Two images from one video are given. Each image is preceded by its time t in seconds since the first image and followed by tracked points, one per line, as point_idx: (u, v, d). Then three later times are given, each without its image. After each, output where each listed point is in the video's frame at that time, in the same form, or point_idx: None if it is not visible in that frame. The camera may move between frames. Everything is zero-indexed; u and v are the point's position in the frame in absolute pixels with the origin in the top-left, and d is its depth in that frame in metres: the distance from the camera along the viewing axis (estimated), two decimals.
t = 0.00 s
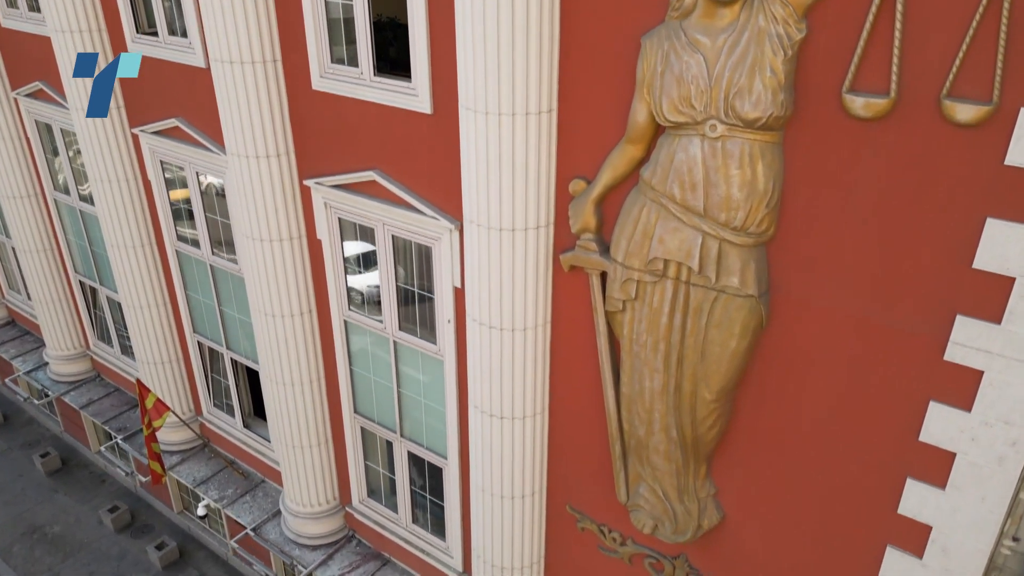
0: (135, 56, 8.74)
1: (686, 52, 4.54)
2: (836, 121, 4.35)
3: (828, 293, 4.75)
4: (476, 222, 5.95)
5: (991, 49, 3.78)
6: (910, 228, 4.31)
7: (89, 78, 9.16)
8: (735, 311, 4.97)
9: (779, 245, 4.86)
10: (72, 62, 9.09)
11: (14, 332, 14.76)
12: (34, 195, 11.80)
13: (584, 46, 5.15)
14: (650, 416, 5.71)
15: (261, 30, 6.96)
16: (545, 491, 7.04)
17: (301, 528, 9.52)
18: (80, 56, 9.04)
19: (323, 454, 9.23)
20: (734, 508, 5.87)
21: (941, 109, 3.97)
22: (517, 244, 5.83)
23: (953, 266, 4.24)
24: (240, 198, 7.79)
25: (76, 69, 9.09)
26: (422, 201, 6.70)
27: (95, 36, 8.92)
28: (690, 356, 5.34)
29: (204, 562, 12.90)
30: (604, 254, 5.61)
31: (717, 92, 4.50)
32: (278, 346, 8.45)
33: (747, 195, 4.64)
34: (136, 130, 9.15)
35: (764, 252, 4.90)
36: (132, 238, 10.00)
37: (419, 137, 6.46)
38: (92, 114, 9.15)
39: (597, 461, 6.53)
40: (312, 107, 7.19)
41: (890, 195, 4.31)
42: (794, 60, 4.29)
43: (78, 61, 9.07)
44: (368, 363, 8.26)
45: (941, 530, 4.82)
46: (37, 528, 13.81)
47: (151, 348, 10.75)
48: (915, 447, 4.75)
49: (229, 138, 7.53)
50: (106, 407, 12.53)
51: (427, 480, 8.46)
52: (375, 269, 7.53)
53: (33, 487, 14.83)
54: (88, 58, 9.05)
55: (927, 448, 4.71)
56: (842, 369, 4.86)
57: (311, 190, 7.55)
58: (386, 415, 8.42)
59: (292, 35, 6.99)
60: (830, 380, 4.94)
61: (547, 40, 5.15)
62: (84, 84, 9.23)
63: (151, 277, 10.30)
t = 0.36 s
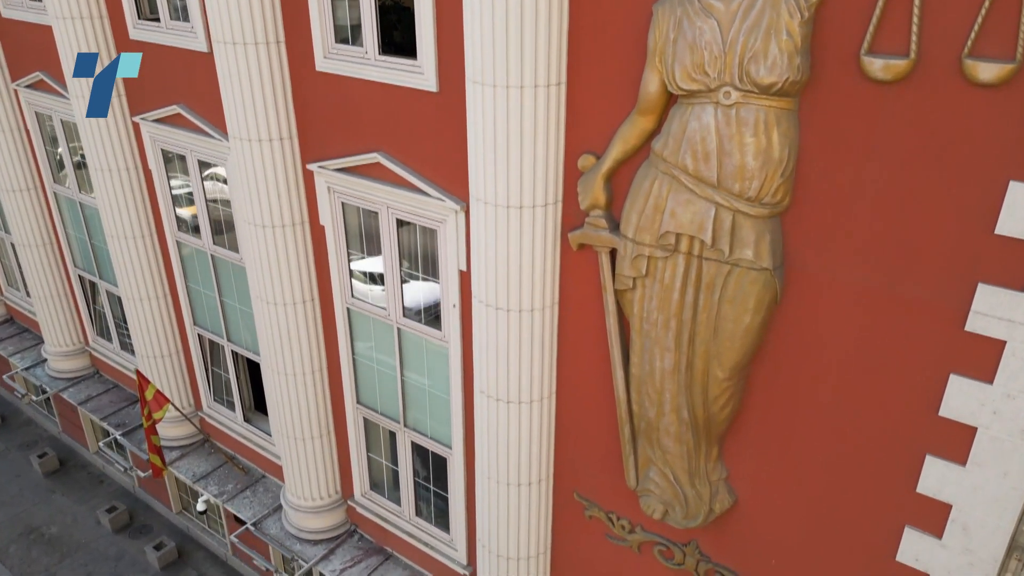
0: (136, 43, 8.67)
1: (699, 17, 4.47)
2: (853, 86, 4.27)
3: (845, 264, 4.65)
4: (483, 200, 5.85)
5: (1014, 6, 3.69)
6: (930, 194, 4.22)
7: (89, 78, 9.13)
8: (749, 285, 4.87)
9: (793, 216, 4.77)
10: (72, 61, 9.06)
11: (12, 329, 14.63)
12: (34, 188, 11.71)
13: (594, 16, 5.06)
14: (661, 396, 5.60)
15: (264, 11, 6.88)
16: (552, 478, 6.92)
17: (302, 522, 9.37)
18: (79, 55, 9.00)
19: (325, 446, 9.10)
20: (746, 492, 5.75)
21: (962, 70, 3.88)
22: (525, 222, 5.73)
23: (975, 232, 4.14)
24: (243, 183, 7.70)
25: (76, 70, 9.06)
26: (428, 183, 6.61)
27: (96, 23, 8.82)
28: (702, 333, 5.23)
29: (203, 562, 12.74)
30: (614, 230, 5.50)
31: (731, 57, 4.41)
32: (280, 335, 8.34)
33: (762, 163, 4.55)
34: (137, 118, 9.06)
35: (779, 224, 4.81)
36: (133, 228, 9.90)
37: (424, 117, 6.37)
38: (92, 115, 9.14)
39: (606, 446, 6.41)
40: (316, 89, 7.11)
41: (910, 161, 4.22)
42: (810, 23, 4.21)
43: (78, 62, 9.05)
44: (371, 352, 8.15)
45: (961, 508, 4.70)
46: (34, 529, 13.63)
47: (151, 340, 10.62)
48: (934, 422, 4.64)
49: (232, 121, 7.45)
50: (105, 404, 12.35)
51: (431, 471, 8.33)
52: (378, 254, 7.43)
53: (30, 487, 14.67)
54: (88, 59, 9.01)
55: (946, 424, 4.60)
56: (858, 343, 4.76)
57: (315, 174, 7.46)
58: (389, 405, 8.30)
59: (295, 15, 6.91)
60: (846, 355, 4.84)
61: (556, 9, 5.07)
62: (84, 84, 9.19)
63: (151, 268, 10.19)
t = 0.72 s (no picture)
0: (140, 30, 8.60)
1: None
2: (873, 49, 4.20)
3: (863, 234, 4.56)
4: (493, 177, 5.76)
5: None
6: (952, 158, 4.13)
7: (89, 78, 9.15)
8: (765, 257, 4.77)
9: (811, 186, 4.68)
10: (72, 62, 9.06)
11: (12, 326, 14.51)
12: (35, 181, 11.63)
13: None
14: (673, 375, 5.50)
15: None
16: (561, 465, 6.81)
17: (305, 516, 9.23)
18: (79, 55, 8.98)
19: (328, 437, 8.97)
20: (761, 473, 5.63)
21: (986, 28, 3.80)
22: (535, 198, 5.64)
23: (999, 196, 4.05)
24: (247, 167, 7.62)
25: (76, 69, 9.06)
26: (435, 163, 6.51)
27: (99, 10, 8.74)
28: (717, 309, 5.12)
29: (203, 562, 12.57)
30: (626, 206, 5.41)
31: (748, 21, 4.34)
32: (283, 324, 8.24)
33: (780, 130, 4.46)
34: (140, 106, 8.99)
35: (796, 194, 4.72)
36: (135, 219, 9.81)
37: (432, 95, 6.29)
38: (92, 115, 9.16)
39: (616, 430, 6.29)
40: (322, 70, 7.03)
41: (932, 124, 4.14)
42: None
43: (78, 62, 9.03)
44: (376, 340, 8.04)
45: (985, 485, 4.58)
46: (31, 529, 13.46)
47: (152, 333, 10.51)
48: (956, 396, 4.53)
49: (237, 104, 7.37)
50: (104, 399, 12.23)
51: (436, 461, 8.21)
52: (384, 238, 7.33)
53: (28, 488, 14.51)
54: (88, 58, 8.99)
55: (968, 397, 4.49)
56: (878, 315, 4.66)
57: (320, 158, 7.37)
58: (393, 394, 8.19)
59: None
60: (864, 328, 4.74)
61: None
62: (84, 84, 9.20)
63: (153, 259, 10.10)
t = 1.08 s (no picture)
0: (145, 15, 8.54)
1: None
2: (897, 9, 4.13)
3: (886, 201, 4.48)
4: (505, 152, 5.68)
5: None
6: (978, 119, 4.05)
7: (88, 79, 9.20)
8: (785, 226, 4.68)
9: (832, 153, 4.61)
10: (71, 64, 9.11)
11: (12, 323, 14.39)
12: (37, 173, 11.55)
13: None
14: (689, 352, 5.39)
15: None
16: (572, 450, 6.70)
17: (309, 508, 9.09)
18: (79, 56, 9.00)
19: (334, 427, 8.86)
20: (779, 453, 5.52)
21: None
22: (548, 173, 5.55)
23: None
24: (253, 150, 7.54)
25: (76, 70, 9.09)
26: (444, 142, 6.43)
27: None
28: (735, 281, 5.03)
29: (204, 562, 12.40)
30: (641, 179, 5.31)
31: None
32: (288, 311, 8.13)
33: (801, 94, 4.38)
34: (145, 94, 8.92)
35: (816, 162, 4.64)
36: (138, 208, 9.72)
37: (442, 73, 6.22)
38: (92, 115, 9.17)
39: (629, 412, 6.18)
40: (329, 50, 6.97)
41: (957, 84, 4.06)
42: None
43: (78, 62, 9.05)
44: (383, 326, 7.94)
45: (1011, 458, 4.47)
46: (30, 529, 13.29)
47: (155, 325, 10.40)
48: (981, 366, 4.43)
49: (243, 86, 7.30)
50: (106, 394, 12.10)
51: (444, 450, 8.09)
52: (391, 221, 7.24)
53: (27, 488, 14.34)
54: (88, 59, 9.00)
55: (994, 366, 4.39)
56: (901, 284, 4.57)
57: (327, 140, 7.29)
58: (400, 381, 8.08)
59: None
60: (887, 299, 4.65)
61: None
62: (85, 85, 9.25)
63: (156, 249, 10.01)
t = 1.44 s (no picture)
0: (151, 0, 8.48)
1: None
2: None
3: (911, 165, 4.39)
4: (519, 125, 5.59)
5: None
6: (1006, 76, 3.96)
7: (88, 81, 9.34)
8: (808, 192, 4.59)
9: (856, 117, 4.53)
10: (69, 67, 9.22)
11: (13, 319, 14.28)
12: (40, 164, 11.46)
13: None
14: (707, 326, 5.29)
15: None
16: (585, 433, 6.59)
17: (315, 499, 8.94)
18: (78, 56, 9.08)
19: (340, 416, 8.74)
20: (799, 431, 5.41)
21: None
22: (563, 145, 5.47)
23: None
24: (261, 132, 7.46)
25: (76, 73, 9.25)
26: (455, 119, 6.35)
27: None
28: (755, 252, 4.94)
29: (205, 561, 12.24)
30: (659, 150, 5.22)
31: None
32: (295, 296, 8.03)
33: (825, 55, 4.31)
34: (150, 80, 8.85)
35: (839, 126, 4.56)
36: (142, 197, 9.63)
37: (453, 48, 6.14)
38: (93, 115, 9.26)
39: (644, 392, 6.07)
40: (339, 29, 6.90)
41: (984, 41, 3.98)
42: None
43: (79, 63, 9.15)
44: (391, 311, 7.83)
45: None
46: (30, 528, 13.14)
47: (159, 315, 10.30)
48: (1010, 332, 4.33)
49: (252, 67, 7.23)
50: (108, 389, 11.98)
51: (453, 438, 7.96)
52: (401, 203, 7.14)
53: (26, 488, 14.19)
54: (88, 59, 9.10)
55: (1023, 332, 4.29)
56: (926, 251, 4.48)
57: (335, 122, 7.21)
58: (408, 367, 7.97)
59: None
60: (912, 266, 4.56)
61: None
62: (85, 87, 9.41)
63: (160, 239, 9.92)
